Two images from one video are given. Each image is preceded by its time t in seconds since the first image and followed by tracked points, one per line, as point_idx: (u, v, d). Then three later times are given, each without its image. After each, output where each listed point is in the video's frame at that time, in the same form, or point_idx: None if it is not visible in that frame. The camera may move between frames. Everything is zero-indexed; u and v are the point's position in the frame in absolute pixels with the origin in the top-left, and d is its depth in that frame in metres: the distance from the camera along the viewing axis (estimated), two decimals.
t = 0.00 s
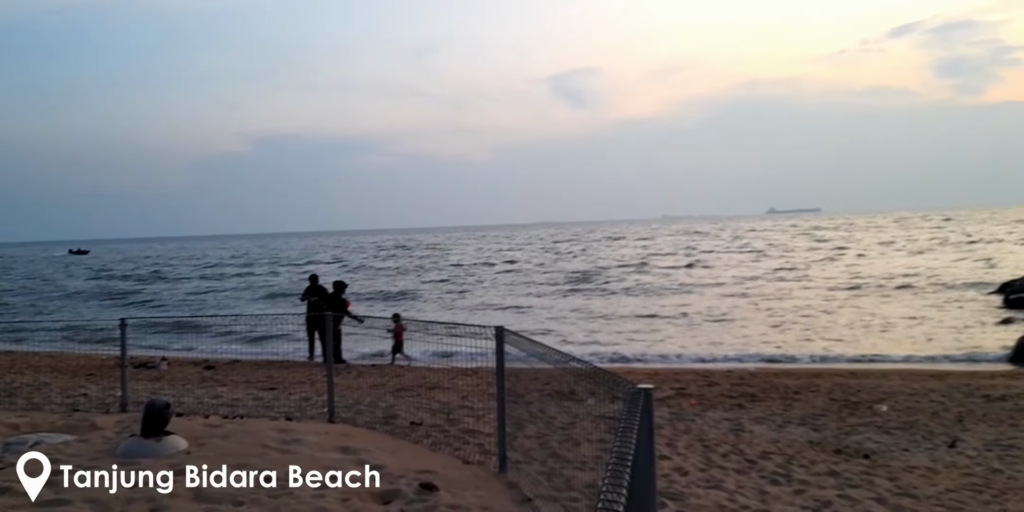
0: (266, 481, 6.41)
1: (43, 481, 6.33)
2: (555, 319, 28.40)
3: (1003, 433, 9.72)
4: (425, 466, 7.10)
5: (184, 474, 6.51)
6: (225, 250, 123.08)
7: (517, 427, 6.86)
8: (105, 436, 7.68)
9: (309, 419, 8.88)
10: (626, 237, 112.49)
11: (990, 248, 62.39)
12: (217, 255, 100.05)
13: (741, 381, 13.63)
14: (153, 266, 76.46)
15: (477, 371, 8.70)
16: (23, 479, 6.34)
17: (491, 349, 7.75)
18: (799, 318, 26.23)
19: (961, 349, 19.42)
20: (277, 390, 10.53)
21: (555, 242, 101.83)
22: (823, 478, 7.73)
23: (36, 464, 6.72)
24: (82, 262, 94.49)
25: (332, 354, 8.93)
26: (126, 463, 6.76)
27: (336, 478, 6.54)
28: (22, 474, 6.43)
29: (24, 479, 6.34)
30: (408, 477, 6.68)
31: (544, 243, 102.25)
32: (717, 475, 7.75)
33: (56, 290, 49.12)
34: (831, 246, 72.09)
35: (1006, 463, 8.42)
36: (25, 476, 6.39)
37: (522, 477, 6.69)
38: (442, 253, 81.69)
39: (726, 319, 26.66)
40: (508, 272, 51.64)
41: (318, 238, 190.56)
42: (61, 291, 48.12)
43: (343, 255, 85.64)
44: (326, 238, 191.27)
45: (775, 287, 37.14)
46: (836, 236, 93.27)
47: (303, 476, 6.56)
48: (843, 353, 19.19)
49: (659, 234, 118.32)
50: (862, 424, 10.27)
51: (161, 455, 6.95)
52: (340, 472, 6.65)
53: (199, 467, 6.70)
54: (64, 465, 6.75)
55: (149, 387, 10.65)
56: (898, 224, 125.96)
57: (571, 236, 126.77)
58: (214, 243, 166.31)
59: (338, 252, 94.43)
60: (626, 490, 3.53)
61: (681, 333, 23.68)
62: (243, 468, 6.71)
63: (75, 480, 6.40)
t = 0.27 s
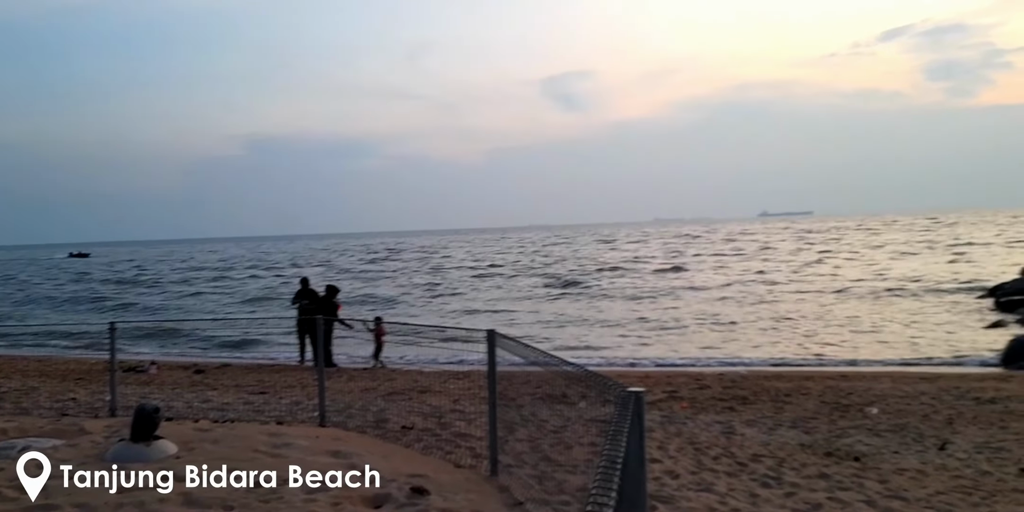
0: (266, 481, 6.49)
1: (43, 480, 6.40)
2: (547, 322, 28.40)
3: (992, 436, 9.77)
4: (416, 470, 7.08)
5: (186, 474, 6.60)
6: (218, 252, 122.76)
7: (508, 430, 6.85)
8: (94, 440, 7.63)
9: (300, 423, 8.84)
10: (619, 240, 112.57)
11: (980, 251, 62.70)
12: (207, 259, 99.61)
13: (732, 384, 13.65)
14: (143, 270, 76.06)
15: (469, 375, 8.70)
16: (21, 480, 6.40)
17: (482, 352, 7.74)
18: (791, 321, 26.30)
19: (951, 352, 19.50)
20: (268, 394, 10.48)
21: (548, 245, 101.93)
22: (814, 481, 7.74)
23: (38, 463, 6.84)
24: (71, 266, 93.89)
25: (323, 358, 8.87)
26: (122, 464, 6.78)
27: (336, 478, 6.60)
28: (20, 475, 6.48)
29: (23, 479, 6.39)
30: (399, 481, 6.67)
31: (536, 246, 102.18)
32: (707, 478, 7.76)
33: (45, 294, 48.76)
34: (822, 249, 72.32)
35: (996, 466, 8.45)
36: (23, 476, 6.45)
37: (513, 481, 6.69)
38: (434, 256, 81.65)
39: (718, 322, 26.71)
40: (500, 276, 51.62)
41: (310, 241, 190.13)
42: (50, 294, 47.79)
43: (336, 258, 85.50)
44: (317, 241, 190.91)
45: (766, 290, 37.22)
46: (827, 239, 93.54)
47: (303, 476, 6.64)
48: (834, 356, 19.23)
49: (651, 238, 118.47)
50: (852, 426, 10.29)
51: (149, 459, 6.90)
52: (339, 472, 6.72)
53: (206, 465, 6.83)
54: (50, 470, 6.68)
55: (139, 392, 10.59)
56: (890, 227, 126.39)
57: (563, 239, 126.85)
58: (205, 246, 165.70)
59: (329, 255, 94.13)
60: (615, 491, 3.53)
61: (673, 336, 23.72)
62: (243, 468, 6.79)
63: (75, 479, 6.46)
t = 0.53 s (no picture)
0: (266, 481, 6.56)
1: (42, 480, 6.46)
2: (537, 325, 28.41)
3: (979, 438, 9.82)
4: (406, 474, 7.07)
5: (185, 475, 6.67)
6: (206, 255, 122.26)
7: (497, 433, 6.84)
8: (81, 445, 7.57)
9: (289, 427, 8.79)
10: (608, 244, 112.78)
11: (966, 255, 63.18)
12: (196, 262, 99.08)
13: (722, 387, 13.67)
14: (130, 273, 75.51)
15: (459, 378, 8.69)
16: (21, 478, 6.49)
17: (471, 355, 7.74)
18: (780, 324, 26.39)
19: (939, 355, 19.59)
20: (256, 398, 10.42)
21: (538, 248, 102.07)
22: (803, 483, 7.77)
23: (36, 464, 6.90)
24: (58, 269, 93.11)
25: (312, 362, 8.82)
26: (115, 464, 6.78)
27: (336, 478, 6.71)
28: (20, 473, 6.57)
29: (22, 478, 6.47)
30: (389, 485, 6.65)
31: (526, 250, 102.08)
32: (697, 481, 7.77)
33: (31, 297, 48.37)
34: (810, 253, 72.63)
35: (983, 468, 8.50)
36: (22, 475, 6.54)
37: (502, 484, 6.68)
38: (424, 259, 81.58)
39: (707, 325, 26.78)
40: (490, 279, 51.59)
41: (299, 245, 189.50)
42: (36, 298, 47.43)
43: (325, 262, 85.32)
44: (306, 245, 190.27)
45: (755, 294, 37.33)
46: (815, 243, 93.85)
47: (304, 476, 6.71)
48: (823, 359, 19.29)
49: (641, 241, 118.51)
50: (841, 429, 10.33)
51: (138, 465, 6.84)
52: (340, 472, 6.83)
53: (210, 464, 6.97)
54: (36, 475, 6.61)
55: (125, 396, 10.52)
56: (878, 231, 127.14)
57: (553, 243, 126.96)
58: (193, 249, 164.79)
59: (318, 259, 93.77)
60: (604, 494, 3.55)
61: (662, 339, 23.78)
62: (243, 468, 6.87)
63: (75, 479, 6.52)
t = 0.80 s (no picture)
0: (266, 482, 6.58)
1: (42, 480, 6.49)
2: (530, 326, 28.44)
3: (970, 438, 9.86)
4: (399, 475, 7.07)
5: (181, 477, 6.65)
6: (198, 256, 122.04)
7: (490, 435, 6.84)
8: (71, 447, 7.54)
9: (281, 429, 8.77)
10: (601, 244, 112.94)
11: (958, 256, 63.54)
12: (189, 263, 98.80)
13: (714, 388, 13.70)
14: (122, 274, 75.20)
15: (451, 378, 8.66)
16: (20, 477, 6.51)
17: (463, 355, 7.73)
18: (772, 325, 26.48)
19: (930, 355, 19.66)
20: (248, 400, 10.39)
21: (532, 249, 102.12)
22: (793, 484, 7.79)
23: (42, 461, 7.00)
24: (48, 270, 92.63)
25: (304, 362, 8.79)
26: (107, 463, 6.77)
27: (336, 478, 6.76)
28: (19, 473, 6.59)
29: (22, 478, 6.49)
30: (381, 487, 6.64)
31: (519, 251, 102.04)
32: (689, 482, 7.79)
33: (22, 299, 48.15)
34: (802, 254, 72.81)
35: (973, 467, 8.54)
36: (22, 474, 6.58)
37: (495, 485, 6.68)
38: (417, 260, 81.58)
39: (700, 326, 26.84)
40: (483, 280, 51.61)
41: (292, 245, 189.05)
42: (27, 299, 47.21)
43: (318, 263, 85.17)
44: (299, 245, 189.82)
45: (748, 294, 37.42)
46: (807, 243, 94.10)
47: (304, 476, 6.74)
48: (815, 359, 19.35)
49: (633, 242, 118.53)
50: (832, 429, 10.36)
51: (129, 466, 6.82)
52: (339, 472, 6.89)
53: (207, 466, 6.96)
54: (26, 477, 6.57)
55: (116, 398, 10.48)
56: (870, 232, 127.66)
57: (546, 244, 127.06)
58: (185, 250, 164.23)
59: (311, 260, 93.53)
60: (595, 494, 3.56)
61: (655, 340, 23.82)
62: (245, 469, 6.89)
63: (75, 480, 6.54)
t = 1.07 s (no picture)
0: (266, 481, 6.59)
1: (42, 480, 6.47)
2: (522, 326, 28.46)
3: (959, 437, 9.91)
4: (391, 475, 7.07)
5: (179, 477, 6.64)
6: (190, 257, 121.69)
7: (481, 434, 6.84)
8: (60, 448, 7.50)
9: (272, 429, 8.76)
10: (593, 244, 113.07)
11: (947, 255, 63.90)
12: (181, 264, 98.49)
13: (705, 387, 13.73)
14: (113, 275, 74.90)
15: (443, 379, 8.67)
16: (20, 478, 6.50)
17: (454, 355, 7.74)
18: (764, 324, 26.55)
19: (919, 354, 19.76)
20: (239, 400, 10.36)
21: (524, 249, 102.18)
22: (784, 482, 7.82)
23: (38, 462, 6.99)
24: (39, 270, 92.19)
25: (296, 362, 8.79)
26: (102, 464, 6.74)
27: (336, 478, 6.76)
28: (19, 474, 6.58)
29: (22, 478, 6.48)
30: (373, 487, 6.63)
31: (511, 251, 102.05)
32: (680, 481, 7.80)
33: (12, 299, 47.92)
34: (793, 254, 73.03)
35: (962, 466, 8.59)
36: (22, 474, 6.57)
37: (486, 485, 6.68)
38: (409, 260, 81.51)
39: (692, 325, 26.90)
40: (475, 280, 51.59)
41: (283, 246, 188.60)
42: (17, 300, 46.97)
43: (310, 263, 85.02)
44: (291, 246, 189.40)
45: (740, 294, 37.53)
46: (798, 243, 94.43)
47: (304, 476, 6.75)
48: (806, 359, 19.42)
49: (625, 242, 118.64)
50: (822, 428, 10.40)
51: (119, 466, 6.80)
52: (340, 472, 6.90)
53: (206, 467, 6.94)
54: (15, 478, 6.54)
55: (106, 399, 10.43)
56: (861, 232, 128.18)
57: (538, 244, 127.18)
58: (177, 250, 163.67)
59: (303, 260, 93.34)
60: (583, 492, 3.58)
61: (647, 339, 23.86)
62: (245, 469, 6.89)
63: (75, 480, 6.52)
